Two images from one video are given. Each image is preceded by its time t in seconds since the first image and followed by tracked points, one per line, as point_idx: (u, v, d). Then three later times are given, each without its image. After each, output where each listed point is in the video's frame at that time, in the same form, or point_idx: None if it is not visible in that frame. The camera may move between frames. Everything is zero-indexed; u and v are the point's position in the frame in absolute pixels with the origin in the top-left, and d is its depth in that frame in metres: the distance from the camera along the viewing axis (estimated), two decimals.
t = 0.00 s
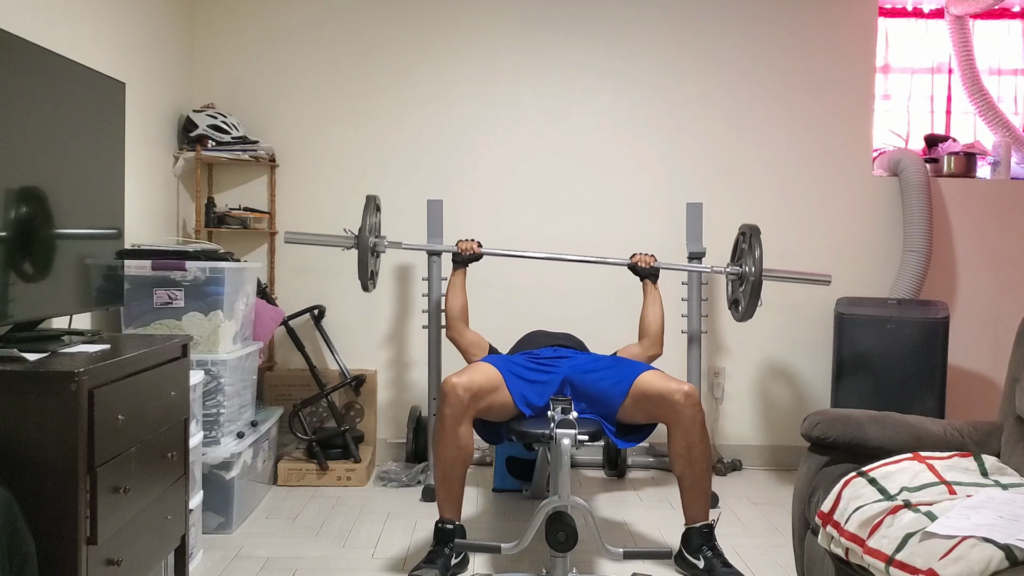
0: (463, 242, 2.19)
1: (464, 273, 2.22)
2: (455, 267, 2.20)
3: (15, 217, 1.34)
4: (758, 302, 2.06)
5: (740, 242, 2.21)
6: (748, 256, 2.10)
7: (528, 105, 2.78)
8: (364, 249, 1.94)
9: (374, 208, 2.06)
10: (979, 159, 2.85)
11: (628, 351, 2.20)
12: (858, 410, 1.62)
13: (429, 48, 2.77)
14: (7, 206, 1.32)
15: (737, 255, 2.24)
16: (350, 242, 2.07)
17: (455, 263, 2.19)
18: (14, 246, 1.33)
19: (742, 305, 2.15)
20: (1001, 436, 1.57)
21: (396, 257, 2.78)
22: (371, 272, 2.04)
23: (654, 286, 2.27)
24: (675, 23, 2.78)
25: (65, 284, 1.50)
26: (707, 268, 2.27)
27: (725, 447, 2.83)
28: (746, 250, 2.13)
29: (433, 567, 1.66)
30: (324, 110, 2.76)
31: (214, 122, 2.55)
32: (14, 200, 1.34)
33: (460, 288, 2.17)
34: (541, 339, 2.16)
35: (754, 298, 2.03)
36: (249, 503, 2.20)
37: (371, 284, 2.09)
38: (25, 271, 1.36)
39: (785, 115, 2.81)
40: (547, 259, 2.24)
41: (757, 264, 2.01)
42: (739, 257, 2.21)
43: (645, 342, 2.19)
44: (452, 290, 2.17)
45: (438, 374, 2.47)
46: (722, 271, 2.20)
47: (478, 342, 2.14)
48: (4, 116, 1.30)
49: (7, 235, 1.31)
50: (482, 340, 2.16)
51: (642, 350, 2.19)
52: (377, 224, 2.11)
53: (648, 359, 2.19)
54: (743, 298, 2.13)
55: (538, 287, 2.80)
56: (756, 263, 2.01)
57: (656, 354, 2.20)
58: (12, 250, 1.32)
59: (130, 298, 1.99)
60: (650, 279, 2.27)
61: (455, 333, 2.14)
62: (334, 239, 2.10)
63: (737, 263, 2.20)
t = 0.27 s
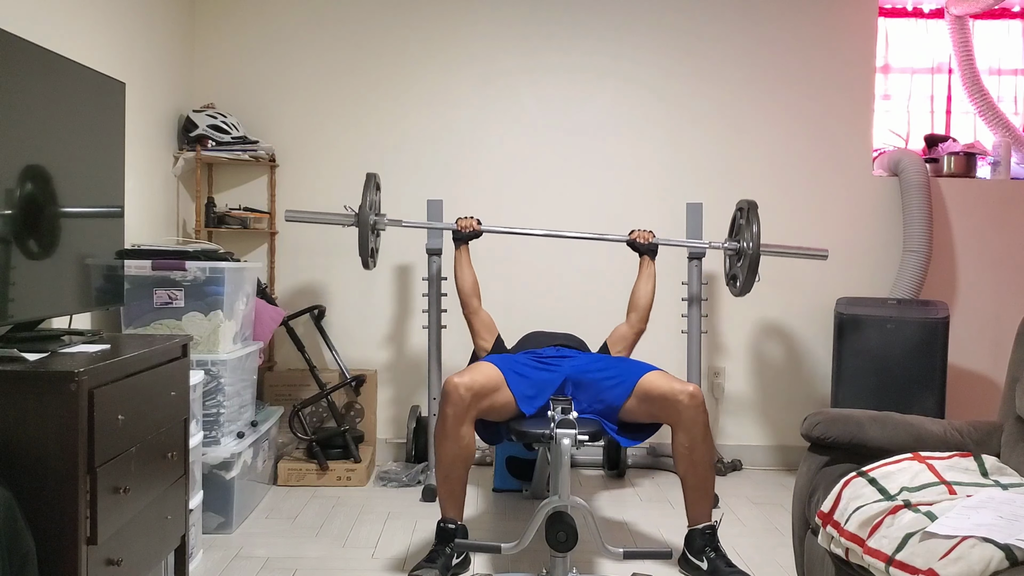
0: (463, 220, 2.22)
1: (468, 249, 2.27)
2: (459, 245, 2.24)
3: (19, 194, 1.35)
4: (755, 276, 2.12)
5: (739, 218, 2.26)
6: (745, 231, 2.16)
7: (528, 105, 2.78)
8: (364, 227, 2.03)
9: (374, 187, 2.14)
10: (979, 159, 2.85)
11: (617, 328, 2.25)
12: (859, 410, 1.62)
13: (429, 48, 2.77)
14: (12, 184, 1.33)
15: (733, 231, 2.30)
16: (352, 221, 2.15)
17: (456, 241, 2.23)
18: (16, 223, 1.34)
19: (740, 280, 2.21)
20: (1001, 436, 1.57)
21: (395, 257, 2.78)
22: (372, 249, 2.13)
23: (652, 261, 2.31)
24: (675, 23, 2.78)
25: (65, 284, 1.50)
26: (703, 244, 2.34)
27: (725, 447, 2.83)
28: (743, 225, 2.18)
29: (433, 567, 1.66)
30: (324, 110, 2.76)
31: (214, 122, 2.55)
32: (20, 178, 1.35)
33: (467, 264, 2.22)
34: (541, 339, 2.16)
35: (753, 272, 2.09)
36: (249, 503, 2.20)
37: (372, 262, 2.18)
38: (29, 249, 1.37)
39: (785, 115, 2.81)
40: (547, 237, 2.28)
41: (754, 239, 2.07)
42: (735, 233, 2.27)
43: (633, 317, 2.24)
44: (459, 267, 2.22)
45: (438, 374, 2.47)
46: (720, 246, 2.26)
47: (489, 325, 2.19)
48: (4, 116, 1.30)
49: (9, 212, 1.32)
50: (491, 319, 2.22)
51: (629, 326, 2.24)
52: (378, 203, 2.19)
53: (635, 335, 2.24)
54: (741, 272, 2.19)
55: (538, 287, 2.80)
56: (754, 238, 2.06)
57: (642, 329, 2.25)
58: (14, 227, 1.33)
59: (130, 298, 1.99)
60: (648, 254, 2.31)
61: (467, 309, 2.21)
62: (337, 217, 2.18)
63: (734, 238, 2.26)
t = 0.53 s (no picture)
0: (465, 216, 2.23)
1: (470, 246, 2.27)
2: (460, 241, 2.23)
3: (20, 190, 1.35)
4: (759, 267, 2.12)
5: (741, 208, 2.27)
6: (748, 222, 2.16)
7: (528, 105, 2.78)
8: (368, 222, 2.04)
9: (377, 184, 2.14)
10: (979, 159, 2.85)
11: (613, 320, 2.27)
12: (859, 410, 1.62)
13: (429, 49, 2.77)
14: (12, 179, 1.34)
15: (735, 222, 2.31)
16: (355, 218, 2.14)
17: (458, 236, 2.23)
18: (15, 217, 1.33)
19: (743, 271, 2.22)
20: (1001, 436, 1.57)
21: (395, 257, 2.78)
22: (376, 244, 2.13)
23: (652, 253, 2.31)
24: (675, 23, 2.78)
25: (66, 284, 1.50)
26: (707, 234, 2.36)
27: (725, 447, 2.83)
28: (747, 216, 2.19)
29: (433, 567, 1.66)
30: (323, 110, 2.76)
31: (214, 122, 2.55)
32: (20, 174, 1.35)
33: (469, 260, 2.22)
34: (540, 339, 2.16)
35: (756, 263, 2.10)
36: (249, 503, 2.20)
37: (375, 258, 2.19)
38: (26, 244, 1.36)
39: (785, 115, 2.81)
40: (549, 230, 2.29)
41: (758, 229, 2.08)
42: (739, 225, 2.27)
43: (628, 307, 2.25)
44: (462, 263, 2.22)
45: (438, 374, 2.47)
46: (723, 237, 2.26)
47: (490, 322, 2.19)
48: (4, 116, 1.30)
49: (9, 208, 1.32)
50: (492, 316, 2.21)
51: (623, 317, 2.25)
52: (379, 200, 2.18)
53: (630, 326, 2.25)
54: (745, 263, 2.19)
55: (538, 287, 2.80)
56: (757, 228, 2.08)
57: (636, 320, 2.26)
58: (14, 223, 1.33)
59: (130, 298, 1.99)
60: (651, 246, 2.29)
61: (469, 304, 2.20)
62: (339, 215, 2.16)
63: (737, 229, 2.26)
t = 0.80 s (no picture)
0: (464, 235, 2.21)
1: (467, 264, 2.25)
2: (459, 260, 2.22)
3: (18, 211, 1.34)
4: (757, 290, 2.08)
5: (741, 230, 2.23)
6: (747, 245, 2.12)
7: (528, 105, 2.78)
8: (366, 240, 1.98)
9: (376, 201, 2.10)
10: (979, 159, 2.85)
11: (626, 342, 2.24)
12: (858, 411, 1.62)
13: (429, 49, 2.77)
14: (8, 200, 1.32)
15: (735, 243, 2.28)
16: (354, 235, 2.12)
17: (456, 255, 2.21)
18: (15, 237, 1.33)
19: (743, 293, 2.18)
20: (1001, 437, 1.57)
21: (395, 257, 2.78)
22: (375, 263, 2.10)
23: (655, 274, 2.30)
24: (675, 23, 2.78)
25: (66, 284, 1.50)
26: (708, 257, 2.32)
27: (725, 447, 2.83)
28: (747, 238, 2.15)
29: (433, 567, 1.66)
30: (324, 110, 2.76)
31: (214, 122, 2.55)
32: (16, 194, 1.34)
33: (464, 279, 2.20)
34: (541, 339, 2.16)
35: (754, 286, 2.06)
36: (249, 503, 2.20)
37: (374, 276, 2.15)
38: (26, 262, 1.36)
39: (785, 115, 2.81)
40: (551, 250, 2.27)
41: (756, 252, 2.04)
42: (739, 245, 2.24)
43: (641, 330, 2.23)
44: (456, 282, 2.20)
45: (438, 374, 2.47)
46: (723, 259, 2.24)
47: (483, 337, 2.18)
48: (4, 116, 1.30)
49: (8, 228, 1.31)
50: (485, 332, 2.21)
51: (639, 339, 2.23)
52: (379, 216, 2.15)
53: (645, 348, 2.23)
54: (744, 286, 2.16)
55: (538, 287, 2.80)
56: (756, 251, 2.04)
57: (652, 343, 2.24)
58: (14, 243, 1.33)
59: (130, 298, 1.99)
60: (652, 267, 2.30)
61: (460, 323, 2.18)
62: (339, 232, 2.15)
63: (737, 250, 2.24)
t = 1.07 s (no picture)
0: (463, 271, 2.15)
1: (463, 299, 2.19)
2: (454, 296, 2.17)
3: (12, 246, 1.33)
4: (756, 335, 2.01)
5: (740, 273, 2.15)
6: (746, 289, 2.04)
7: (528, 105, 2.78)
8: (361, 274, 1.92)
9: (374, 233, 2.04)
10: (979, 159, 2.85)
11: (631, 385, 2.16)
12: (858, 410, 1.62)
13: (428, 49, 2.77)
14: (3, 234, 1.31)
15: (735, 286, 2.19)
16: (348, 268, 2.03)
17: (454, 291, 2.16)
18: (11, 273, 1.32)
19: (741, 338, 2.09)
20: (1001, 437, 1.57)
21: (395, 257, 2.78)
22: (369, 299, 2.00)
23: (653, 315, 2.22)
24: (676, 23, 2.78)
25: (66, 284, 1.50)
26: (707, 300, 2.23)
27: (725, 448, 2.83)
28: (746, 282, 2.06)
29: (433, 567, 1.66)
30: (324, 110, 2.76)
31: (214, 122, 2.55)
32: (11, 230, 1.33)
33: (455, 315, 2.16)
34: (541, 339, 2.16)
35: (754, 330, 1.98)
36: (249, 503, 2.20)
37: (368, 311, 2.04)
38: (25, 298, 1.36)
39: (785, 115, 2.81)
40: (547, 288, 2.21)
41: (756, 296, 1.96)
42: (740, 288, 2.15)
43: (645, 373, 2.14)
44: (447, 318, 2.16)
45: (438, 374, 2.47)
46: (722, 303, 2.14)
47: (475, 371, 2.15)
48: (5, 116, 1.30)
49: (6, 265, 1.31)
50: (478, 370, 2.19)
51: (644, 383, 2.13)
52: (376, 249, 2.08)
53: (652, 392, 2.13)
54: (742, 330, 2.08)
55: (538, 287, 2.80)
56: (755, 294, 1.96)
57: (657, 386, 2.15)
58: (11, 279, 1.32)
59: (130, 298, 1.99)
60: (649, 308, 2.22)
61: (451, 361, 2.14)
62: (332, 265, 2.07)
63: (737, 293, 2.14)
